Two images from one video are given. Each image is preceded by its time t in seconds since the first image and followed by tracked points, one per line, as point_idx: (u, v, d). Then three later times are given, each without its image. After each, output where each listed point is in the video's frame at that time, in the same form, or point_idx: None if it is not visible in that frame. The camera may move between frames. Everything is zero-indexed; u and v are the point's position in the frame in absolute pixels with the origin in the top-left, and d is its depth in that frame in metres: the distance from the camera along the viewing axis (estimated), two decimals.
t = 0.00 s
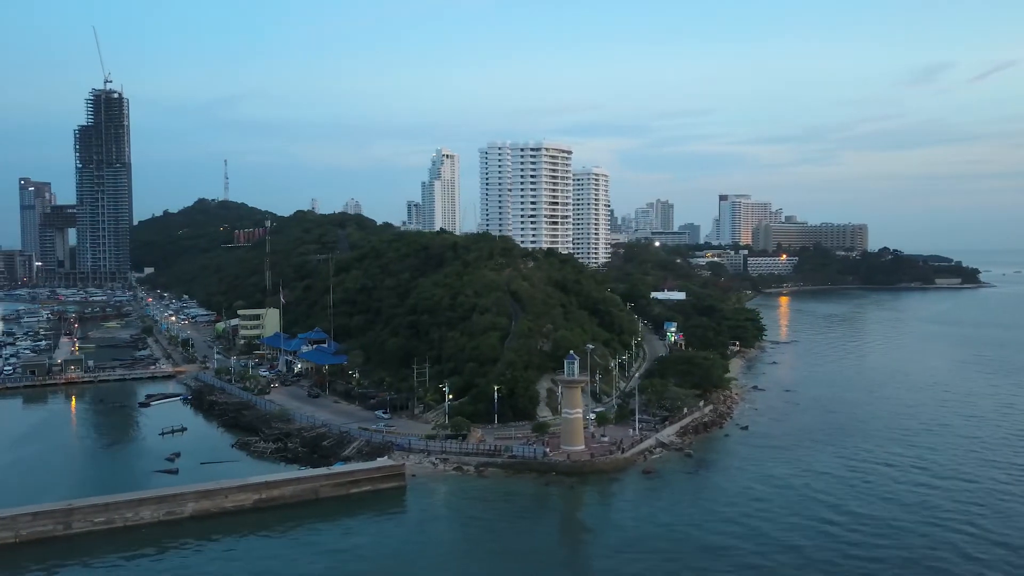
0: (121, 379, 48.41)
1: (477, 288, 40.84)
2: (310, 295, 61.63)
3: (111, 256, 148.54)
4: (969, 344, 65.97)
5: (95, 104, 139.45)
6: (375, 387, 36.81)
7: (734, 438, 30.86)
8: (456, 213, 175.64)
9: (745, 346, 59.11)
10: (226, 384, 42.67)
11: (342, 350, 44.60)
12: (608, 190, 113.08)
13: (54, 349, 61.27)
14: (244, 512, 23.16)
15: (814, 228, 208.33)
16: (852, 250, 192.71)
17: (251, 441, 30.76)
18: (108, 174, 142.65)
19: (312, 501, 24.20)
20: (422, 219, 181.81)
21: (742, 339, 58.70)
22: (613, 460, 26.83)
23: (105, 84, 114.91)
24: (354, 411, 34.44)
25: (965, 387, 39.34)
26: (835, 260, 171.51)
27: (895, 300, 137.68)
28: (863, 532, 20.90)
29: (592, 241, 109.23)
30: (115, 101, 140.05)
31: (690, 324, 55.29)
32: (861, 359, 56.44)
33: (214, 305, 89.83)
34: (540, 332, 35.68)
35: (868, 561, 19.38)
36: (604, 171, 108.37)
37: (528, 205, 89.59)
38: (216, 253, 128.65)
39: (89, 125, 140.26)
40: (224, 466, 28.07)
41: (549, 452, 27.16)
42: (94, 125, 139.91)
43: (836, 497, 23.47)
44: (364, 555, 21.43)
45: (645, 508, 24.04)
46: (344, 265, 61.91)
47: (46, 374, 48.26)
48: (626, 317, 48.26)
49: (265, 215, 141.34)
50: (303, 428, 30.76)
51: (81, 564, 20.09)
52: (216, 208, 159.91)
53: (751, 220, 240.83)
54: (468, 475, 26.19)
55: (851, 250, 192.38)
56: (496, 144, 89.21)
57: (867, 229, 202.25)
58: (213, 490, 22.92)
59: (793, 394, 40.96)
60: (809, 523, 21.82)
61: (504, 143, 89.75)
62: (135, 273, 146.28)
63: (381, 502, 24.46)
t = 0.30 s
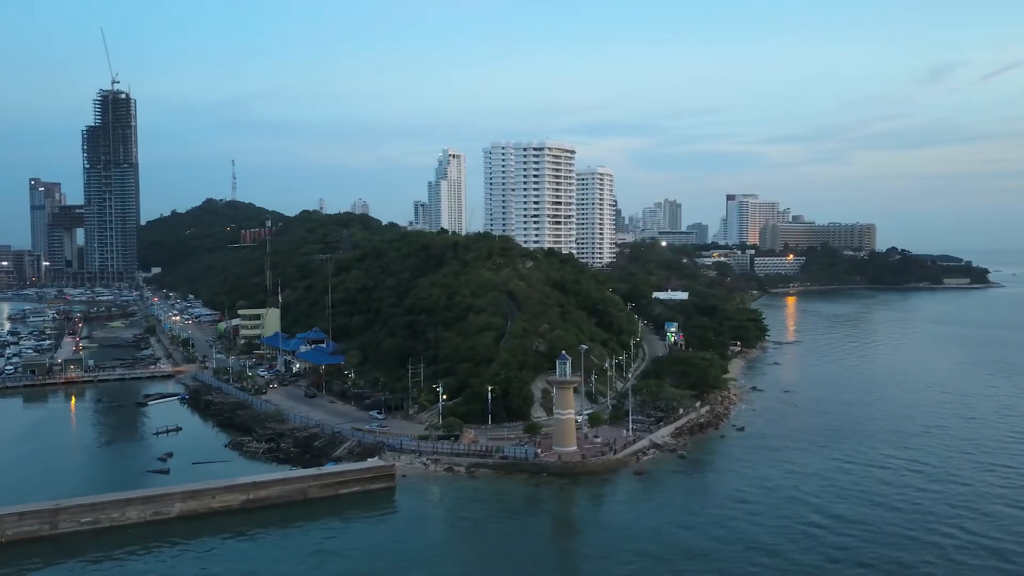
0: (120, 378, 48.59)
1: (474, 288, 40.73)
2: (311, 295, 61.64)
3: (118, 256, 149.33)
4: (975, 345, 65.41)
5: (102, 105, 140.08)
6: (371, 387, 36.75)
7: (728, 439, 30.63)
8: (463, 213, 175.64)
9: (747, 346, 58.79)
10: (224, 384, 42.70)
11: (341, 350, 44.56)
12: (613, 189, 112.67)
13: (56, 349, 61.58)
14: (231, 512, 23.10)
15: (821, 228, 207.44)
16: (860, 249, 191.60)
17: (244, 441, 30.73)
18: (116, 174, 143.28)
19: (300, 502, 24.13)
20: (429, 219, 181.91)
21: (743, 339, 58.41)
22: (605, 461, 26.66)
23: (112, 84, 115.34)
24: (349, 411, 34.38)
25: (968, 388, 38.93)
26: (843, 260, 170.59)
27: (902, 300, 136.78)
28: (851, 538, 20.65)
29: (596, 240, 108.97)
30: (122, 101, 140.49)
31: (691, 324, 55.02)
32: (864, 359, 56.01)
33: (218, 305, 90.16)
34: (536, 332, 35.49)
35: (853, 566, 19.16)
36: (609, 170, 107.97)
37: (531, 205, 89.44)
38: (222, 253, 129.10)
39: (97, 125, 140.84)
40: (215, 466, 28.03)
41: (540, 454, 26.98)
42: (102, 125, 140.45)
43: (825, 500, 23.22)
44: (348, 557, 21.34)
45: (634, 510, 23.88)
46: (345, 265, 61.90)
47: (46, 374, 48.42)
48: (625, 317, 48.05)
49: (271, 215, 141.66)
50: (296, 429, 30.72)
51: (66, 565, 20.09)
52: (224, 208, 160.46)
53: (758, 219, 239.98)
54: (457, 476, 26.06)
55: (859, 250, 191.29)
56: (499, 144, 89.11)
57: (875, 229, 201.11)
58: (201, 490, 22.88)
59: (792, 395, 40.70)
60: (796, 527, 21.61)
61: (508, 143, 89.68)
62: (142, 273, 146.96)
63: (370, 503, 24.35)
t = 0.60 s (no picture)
0: (119, 378, 48.71)
1: (470, 288, 40.59)
2: (311, 294, 61.64)
3: (125, 255, 150.10)
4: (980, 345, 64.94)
5: (109, 105, 140.58)
6: (366, 387, 36.65)
7: (721, 441, 30.44)
8: (468, 213, 175.53)
9: (749, 346, 58.45)
10: (221, 383, 42.72)
11: (339, 349, 44.52)
12: (618, 189, 112.31)
13: (58, 348, 61.82)
14: (218, 513, 23.05)
15: (829, 228, 206.40)
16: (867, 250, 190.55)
17: (237, 441, 30.71)
18: (123, 174, 143.91)
19: (289, 502, 24.04)
20: (435, 218, 181.99)
21: (745, 339, 58.10)
22: (596, 462, 26.49)
23: (119, 84, 115.80)
24: (343, 411, 34.31)
25: (970, 390, 38.54)
26: (850, 260, 169.71)
27: (910, 301, 135.83)
28: (837, 543, 20.45)
29: (601, 240, 108.75)
30: (130, 101, 140.93)
31: (691, 324, 54.74)
32: (867, 359, 55.61)
33: (221, 304, 90.39)
34: (532, 331, 35.30)
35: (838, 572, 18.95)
36: (614, 170, 107.63)
37: (533, 205, 89.24)
38: (227, 253, 129.47)
39: (104, 126, 141.43)
40: (207, 466, 27.99)
41: (532, 455, 26.80)
42: (109, 126, 141.00)
43: (814, 504, 23.03)
44: (332, 558, 21.26)
45: (621, 512, 23.73)
46: (345, 265, 61.90)
47: (46, 373, 48.59)
48: (624, 317, 47.81)
49: (277, 215, 141.95)
50: (289, 429, 30.68)
51: (50, 564, 20.08)
52: (230, 208, 160.97)
53: (766, 219, 239.02)
54: (446, 477, 25.97)
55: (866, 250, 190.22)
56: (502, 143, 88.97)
57: (883, 229, 199.90)
58: (188, 490, 22.83)
59: (791, 395, 40.46)
60: (783, 531, 21.43)
61: (511, 143, 89.50)
62: (149, 273, 147.65)
63: (358, 504, 24.26)
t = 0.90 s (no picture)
0: (118, 378, 48.81)
1: (466, 288, 40.48)
2: (311, 294, 61.65)
3: (131, 255, 150.74)
4: (984, 346, 64.43)
5: (116, 106, 141.03)
6: (361, 387, 36.59)
7: (713, 442, 30.23)
8: (474, 213, 175.49)
9: (749, 347, 58.18)
10: (218, 383, 42.74)
11: (336, 349, 44.48)
12: (621, 188, 112.06)
13: (60, 348, 62.05)
14: (204, 513, 22.99)
15: (836, 227, 205.47)
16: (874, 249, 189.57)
17: (229, 441, 30.68)
18: (129, 175, 144.48)
19: (275, 503, 23.96)
20: (440, 218, 182.09)
21: (745, 340, 57.81)
22: (587, 464, 26.34)
23: (125, 84, 116.20)
24: (338, 412, 34.27)
25: (969, 391, 38.26)
26: (857, 260, 168.91)
27: (916, 301, 135.04)
28: (820, 547, 20.28)
29: (604, 241, 108.53)
30: (136, 102, 141.51)
31: (691, 324, 54.52)
32: (868, 360, 55.26)
33: (225, 304, 90.61)
34: (527, 331, 35.16)
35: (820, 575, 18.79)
36: (618, 169, 107.43)
37: (536, 204, 89.12)
38: (232, 252, 129.78)
39: (111, 126, 142.04)
40: (198, 466, 27.94)
41: (522, 455, 26.67)
42: (116, 126, 141.60)
43: (799, 507, 22.87)
44: (315, 559, 21.23)
45: (606, 514, 23.60)
46: (345, 265, 61.90)
47: (45, 373, 48.76)
48: (622, 317, 47.62)
49: (282, 215, 142.25)
50: (281, 429, 30.64)
51: (33, 564, 20.09)
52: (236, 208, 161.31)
53: (773, 219, 238.19)
54: (433, 478, 25.87)
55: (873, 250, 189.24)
56: (504, 143, 88.96)
57: (890, 228, 198.81)
58: (174, 491, 22.79)
59: (788, 396, 40.26)
60: (766, 534, 21.28)
61: (513, 142, 89.39)
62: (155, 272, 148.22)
63: (346, 505, 24.16)
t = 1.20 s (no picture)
0: (116, 378, 48.90)
1: (463, 288, 40.37)
2: (312, 294, 61.66)
3: (138, 255, 151.34)
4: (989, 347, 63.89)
5: (123, 106, 141.78)
6: (356, 387, 36.50)
7: (704, 443, 30.05)
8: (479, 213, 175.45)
9: (750, 347, 57.84)
10: (215, 383, 42.75)
11: (334, 349, 44.41)
12: (625, 188, 111.82)
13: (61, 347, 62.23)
14: (191, 513, 22.94)
15: (843, 227, 204.52)
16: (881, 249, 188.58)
17: (221, 441, 30.65)
18: (136, 175, 145.12)
19: (262, 504, 23.87)
20: (446, 218, 182.06)
21: (746, 340, 57.51)
22: (577, 465, 26.18)
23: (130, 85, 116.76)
24: (332, 412, 34.20)
25: (970, 393, 37.90)
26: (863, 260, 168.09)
27: (923, 301, 134.20)
28: (805, 551, 20.07)
29: (608, 241, 108.29)
30: (142, 102, 142.15)
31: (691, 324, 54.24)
32: (868, 360, 54.97)
33: (228, 304, 90.77)
34: (522, 331, 35.01)
35: None
36: (621, 169, 107.22)
37: (538, 204, 88.97)
38: (237, 252, 130.07)
39: (118, 127, 142.75)
40: (188, 467, 27.88)
41: (512, 456, 26.51)
42: (122, 127, 142.30)
43: (786, 511, 22.64)
44: (298, 559, 21.16)
45: (592, 516, 23.47)
46: (346, 265, 61.90)
47: (45, 372, 48.93)
48: (621, 318, 47.37)
49: (287, 215, 142.51)
50: (273, 429, 30.59)
51: (18, 564, 20.11)
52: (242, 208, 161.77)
53: (779, 218, 237.28)
54: (421, 479, 25.79)
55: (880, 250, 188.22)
56: (507, 143, 88.93)
57: (898, 228, 197.72)
58: (161, 491, 22.76)
59: (787, 397, 39.98)
60: (752, 539, 21.07)
61: (515, 142, 89.32)
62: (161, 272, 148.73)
63: (333, 505, 24.08)
